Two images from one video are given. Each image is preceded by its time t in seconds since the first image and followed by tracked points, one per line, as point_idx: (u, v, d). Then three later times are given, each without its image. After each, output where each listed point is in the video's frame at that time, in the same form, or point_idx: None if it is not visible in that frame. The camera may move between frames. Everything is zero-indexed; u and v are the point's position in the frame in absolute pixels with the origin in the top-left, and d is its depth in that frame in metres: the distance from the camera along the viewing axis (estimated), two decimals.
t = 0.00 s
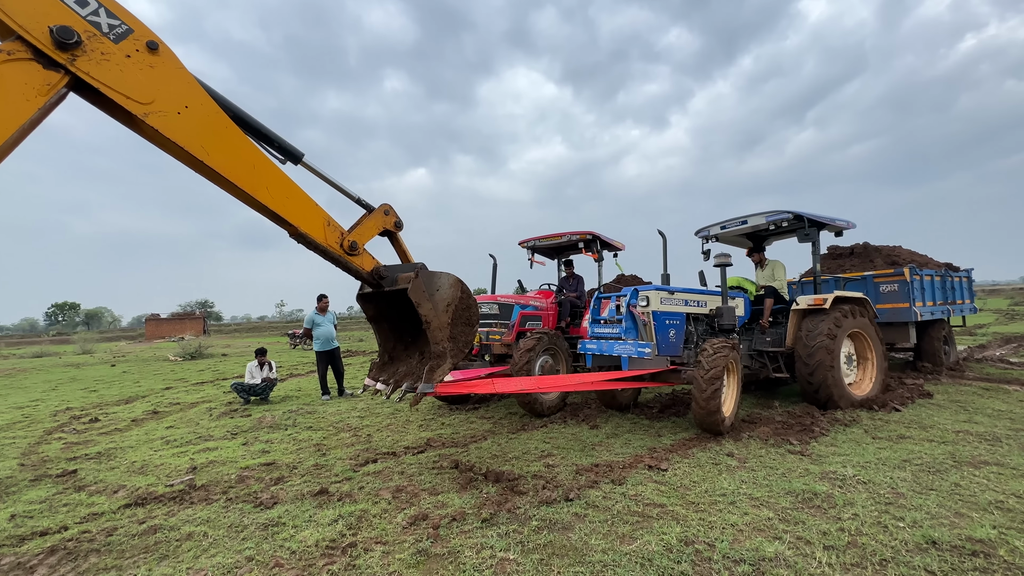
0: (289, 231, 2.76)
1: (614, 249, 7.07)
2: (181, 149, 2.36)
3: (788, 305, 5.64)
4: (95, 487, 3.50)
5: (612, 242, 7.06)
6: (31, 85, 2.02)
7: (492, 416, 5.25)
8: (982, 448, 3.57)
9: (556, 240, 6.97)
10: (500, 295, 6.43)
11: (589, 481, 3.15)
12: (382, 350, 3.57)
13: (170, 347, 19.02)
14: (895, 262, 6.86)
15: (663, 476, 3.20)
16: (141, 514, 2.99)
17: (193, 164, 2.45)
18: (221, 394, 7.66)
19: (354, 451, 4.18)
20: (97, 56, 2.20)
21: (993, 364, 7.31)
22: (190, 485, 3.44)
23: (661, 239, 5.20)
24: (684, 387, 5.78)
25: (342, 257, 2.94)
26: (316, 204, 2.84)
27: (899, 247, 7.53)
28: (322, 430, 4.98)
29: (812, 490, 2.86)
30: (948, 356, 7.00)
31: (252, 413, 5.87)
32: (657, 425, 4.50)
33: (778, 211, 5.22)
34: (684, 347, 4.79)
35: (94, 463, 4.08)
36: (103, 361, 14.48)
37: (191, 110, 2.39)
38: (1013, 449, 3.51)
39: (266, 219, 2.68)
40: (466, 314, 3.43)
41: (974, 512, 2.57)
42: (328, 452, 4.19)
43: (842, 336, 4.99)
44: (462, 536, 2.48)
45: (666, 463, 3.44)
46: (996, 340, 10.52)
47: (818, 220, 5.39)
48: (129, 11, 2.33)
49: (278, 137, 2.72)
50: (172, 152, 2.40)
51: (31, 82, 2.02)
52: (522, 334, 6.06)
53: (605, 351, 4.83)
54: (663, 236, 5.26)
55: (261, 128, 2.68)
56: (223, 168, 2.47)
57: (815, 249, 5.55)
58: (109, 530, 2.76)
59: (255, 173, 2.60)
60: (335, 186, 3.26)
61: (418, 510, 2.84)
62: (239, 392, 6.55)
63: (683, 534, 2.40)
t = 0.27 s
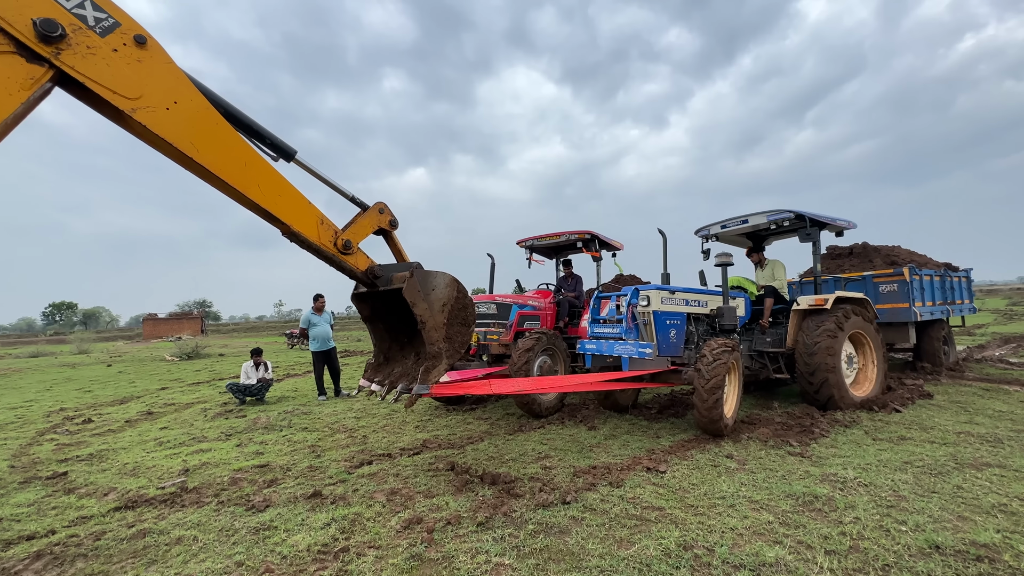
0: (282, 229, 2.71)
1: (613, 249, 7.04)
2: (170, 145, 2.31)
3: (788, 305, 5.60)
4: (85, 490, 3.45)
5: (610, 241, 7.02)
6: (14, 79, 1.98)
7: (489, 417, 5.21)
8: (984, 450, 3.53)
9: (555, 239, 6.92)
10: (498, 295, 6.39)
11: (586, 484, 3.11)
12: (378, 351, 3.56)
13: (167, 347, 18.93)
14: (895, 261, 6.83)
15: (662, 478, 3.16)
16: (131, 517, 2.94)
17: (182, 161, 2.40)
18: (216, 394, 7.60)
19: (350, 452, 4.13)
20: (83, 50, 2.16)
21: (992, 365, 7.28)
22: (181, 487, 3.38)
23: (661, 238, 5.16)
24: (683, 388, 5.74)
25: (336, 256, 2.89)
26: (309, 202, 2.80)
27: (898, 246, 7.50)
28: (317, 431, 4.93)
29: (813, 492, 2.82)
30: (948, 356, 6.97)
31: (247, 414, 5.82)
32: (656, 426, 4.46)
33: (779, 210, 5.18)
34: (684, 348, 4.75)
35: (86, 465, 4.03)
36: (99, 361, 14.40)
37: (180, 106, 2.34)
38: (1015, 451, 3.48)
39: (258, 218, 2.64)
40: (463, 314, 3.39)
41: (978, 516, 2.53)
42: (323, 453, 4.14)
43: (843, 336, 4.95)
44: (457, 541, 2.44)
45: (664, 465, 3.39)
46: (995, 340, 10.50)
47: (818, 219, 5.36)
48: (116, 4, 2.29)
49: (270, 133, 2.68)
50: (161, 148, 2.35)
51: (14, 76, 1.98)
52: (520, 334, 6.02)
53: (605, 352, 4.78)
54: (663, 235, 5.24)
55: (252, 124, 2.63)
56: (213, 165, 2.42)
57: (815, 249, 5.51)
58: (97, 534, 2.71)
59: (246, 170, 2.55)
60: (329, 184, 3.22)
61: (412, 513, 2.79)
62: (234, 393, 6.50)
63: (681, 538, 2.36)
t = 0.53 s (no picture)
0: (272, 227, 2.66)
1: (610, 249, 6.99)
2: (155, 139, 2.24)
3: (785, 307, 5.57)
4: (69, 495, 3.35)
5: (607, 242, 6.98)
6: None
7: (485, 419, 5.15)
8: (984, 452, 3.49)
9: (551, 240, 6.87)
10: (493, 296, 6.33)
11: (583, 488, 3.05)
12: (370, 353, 3.53)
13: (159, 348, 18.72)
14: (891, 263, 6.81)
15: (660, 482, 3.10)
16: (115, 524, 2.85)
17: (168, 156, 2.33)
18: (208, 396, 7.49)
19: (342, 455, 4.05)
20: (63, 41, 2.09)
21: (988, 366, 7.28)
22: (168, 492, 3.30)
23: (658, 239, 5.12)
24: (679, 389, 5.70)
25: (327, 255, 2.85)
26: (300, 200, 2.75)
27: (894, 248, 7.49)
28: (309, 434, 4.85)
29: (815, 497, 2.77)
30: (944, 358, 6.97)
31: (238, 416, 5.72)
32: (653, 429, 4.41)
33: (777, 210, 5.15)
34: (681, 349, 4.70)
35: (71, 469, 3.93)
36: (89, 362, 14.21)
37: (165, 100, 2.28)
38: (1015, 454, 3.45)
39: (247, 216, 2.58)
40: (458, 315, 3.35)
41: (982, 521, 2.48)
42: (315, 457, 4.06)
43: (841, 338, 4.92)
44: (451, 548, 2.37)
45: (662, 469, 3.34)
46: (989, 341, 10.53)
47: (815, 220, 5.33)
48: None
49: (259, 129, 2.61)
50: (145, 143, 2.28)
51: None
52: (515, 335, 5.96)
53: (602, 353, 4.74)
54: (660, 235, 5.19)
55: (241, 120, 2.57)
56: (201, 161, 2.36)
57: (813, 249, 5.48)
58: (80, 542, 2.62)
59: (234, 166, 2.49)
60: (320, 181, 3.15)
61: (405, 519, 2.72)
62: (226, 395, 6.40)
63: (681, 545, 2.30)
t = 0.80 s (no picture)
0: (255, 225, 2.53)
1: (604, 250, 6.91)
2: (129, 130, 2.12)
3: (781, 308, 5.52)
4: (42, 505, 3.20)
5: (601, 243, 6.90)
6: None
7: (477, 423, 5.04)
8: (986, 455, 3.44)
9: (545, 240, 6.78)
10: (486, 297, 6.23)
11: (580, 495, 2.95)
12: (359, 355, 3.42)
13: (145, 351, 18.39)
14: (885, 264, 6.80)
15: (659, 489, 3.02)
16: (88, 536, 2.71)
17: (144, 148, 2.21)
18: (193, 400, 7.31)
19: (330, 462, 3.93)
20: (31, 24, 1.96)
21: (981, 368, 7.28)
22: (147, 502, 3.16)
23: (654, 240, 5.05)
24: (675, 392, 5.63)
25: (314, 254, 2.71)
26: (286, 196, 2.62)
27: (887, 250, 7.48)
28: (297, 439, 4.71)
29: (818, 503, 2.70)
30: (937, 360, 6.96)
31: (224, 421, 5.56)
32: (649, 433, 4.33)
33: (773, 211, 5.10)
34: (678, 351, 4.63)
35: (46, 478, 3.77)
36: (73, 366, 13.90)
37: (141, 88, 2.15)
38: (1017, 457, 3.39)
39: (229, 212, 2.45)
40: (450, 317, 3.27)
41: (990, 527, 2.42)
42: (302, 463, 3.93)
43: (838, 340, 4.87)
44: (443, 560, 2.26)
45: (661, 474, 3.25)
46: (979, 343, 10.59)
47: (811, 221, 5.28)
48: None
49: (242, 121, 2.48)
50: (119, 134, 2.16)
51: None
52: (509, 337, 5.86)
53: (597, 356, 4.65)
54: (655, 236, 5.10)
55: (223, 111, 2.44)
56: (178, 153, 2.23)
57: (809, 251, 5.44)
58: (49, 556, 2.48)
59: (215, 159, 2.36)
60: (306, 177, 3.02)
61: (395, 529, 2.61)
62: (212, 399, 6.23)
63: (683, 555, 2.21)
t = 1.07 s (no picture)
0: (229, 226, 2.38)
1: (595, 254, 6.82)
2: (89, 124, 1.96)
3: (774, 312, 5.46)
4: (1, 526, 3.00)
5: (592, 247, 6.80)
6: None
7: (467, 431, 4.90)
8: (985, 463, 3.38)
9: (536, 244, 6.67)
10: (476, 302, 6.10)
11: (573, 510, 2.83)
12: (342, 364, 3.27)
13: (126, 356, 17.96)
14: (876, 268, 6.78)
15: (655, 502, 2.90)
16: (48, 560, 2.53)
17: (107, 145, 2.05)
18: (173, 408, 7.07)
19: (312, 474, 3.76)
20: None
21: (970, 372, 7.29)
22: (115, 520, 2.98)
23: (646, 243, 4.96)
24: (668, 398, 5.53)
25: (293, 258, 2.57)
26: (262, 197, 2.47)
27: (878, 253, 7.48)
28: (279, 450, 4.53)
29: (819, 516, 2.60)
30: (928, 363, 6.95)
31: (203, 431, 5.36)
32: (643, 441, 4.23)
33: (766, 214, 5.03)
34: (671, 357, 4.54)
35: (9, 494, 3.56)
36: (50, 372, 13.50)
37: (103, 80, 2.00)
38: (1016, 464, 3.33)
39: (201, 213, 2.30)
40: (436, 324, 3.14)
41: (997, 541, 2.33)
42: (283, 476, 3.76)
43: (832, 344, 4.81)
44: None
45: (656, 486, 3.15)
46: (966, 346, 10.66)
47: (804, 224, 5.23)
48: None
49: (215, 117, 2.34)
50: (79, 129, 2.00)
51: None
52: (499, 343, 5.73)
53: (589, 362, 4.54)
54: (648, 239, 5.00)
55: (194, 106, 2.30)
56: (144, 150, 2.08)
57: (802, 254, 5.38)
58: None
59: (185, 157, 2.22)
60: (286, 176, 2.88)
61: (378, 549, 2.46)
62: (191, 407, 6.02)
63: None
